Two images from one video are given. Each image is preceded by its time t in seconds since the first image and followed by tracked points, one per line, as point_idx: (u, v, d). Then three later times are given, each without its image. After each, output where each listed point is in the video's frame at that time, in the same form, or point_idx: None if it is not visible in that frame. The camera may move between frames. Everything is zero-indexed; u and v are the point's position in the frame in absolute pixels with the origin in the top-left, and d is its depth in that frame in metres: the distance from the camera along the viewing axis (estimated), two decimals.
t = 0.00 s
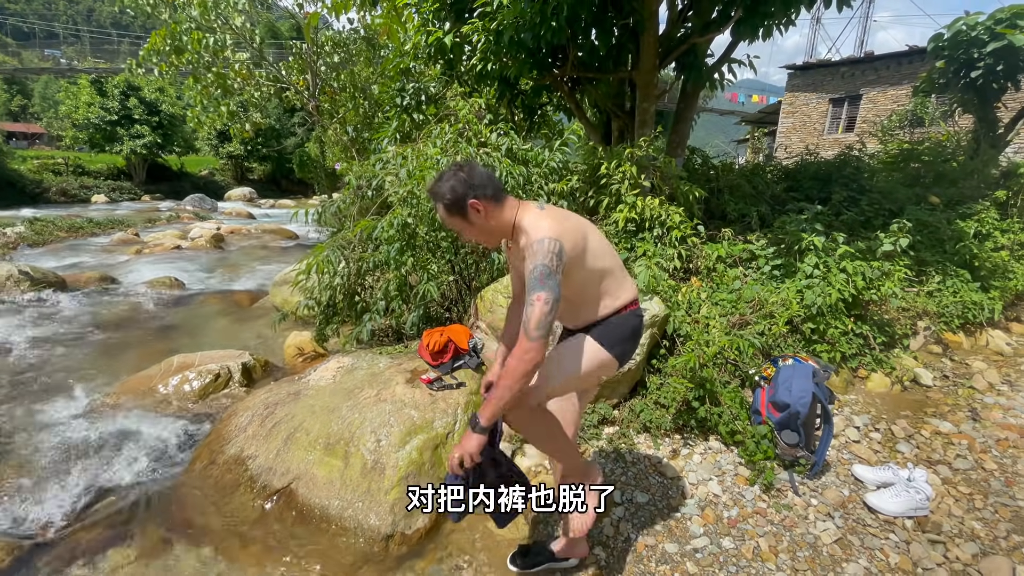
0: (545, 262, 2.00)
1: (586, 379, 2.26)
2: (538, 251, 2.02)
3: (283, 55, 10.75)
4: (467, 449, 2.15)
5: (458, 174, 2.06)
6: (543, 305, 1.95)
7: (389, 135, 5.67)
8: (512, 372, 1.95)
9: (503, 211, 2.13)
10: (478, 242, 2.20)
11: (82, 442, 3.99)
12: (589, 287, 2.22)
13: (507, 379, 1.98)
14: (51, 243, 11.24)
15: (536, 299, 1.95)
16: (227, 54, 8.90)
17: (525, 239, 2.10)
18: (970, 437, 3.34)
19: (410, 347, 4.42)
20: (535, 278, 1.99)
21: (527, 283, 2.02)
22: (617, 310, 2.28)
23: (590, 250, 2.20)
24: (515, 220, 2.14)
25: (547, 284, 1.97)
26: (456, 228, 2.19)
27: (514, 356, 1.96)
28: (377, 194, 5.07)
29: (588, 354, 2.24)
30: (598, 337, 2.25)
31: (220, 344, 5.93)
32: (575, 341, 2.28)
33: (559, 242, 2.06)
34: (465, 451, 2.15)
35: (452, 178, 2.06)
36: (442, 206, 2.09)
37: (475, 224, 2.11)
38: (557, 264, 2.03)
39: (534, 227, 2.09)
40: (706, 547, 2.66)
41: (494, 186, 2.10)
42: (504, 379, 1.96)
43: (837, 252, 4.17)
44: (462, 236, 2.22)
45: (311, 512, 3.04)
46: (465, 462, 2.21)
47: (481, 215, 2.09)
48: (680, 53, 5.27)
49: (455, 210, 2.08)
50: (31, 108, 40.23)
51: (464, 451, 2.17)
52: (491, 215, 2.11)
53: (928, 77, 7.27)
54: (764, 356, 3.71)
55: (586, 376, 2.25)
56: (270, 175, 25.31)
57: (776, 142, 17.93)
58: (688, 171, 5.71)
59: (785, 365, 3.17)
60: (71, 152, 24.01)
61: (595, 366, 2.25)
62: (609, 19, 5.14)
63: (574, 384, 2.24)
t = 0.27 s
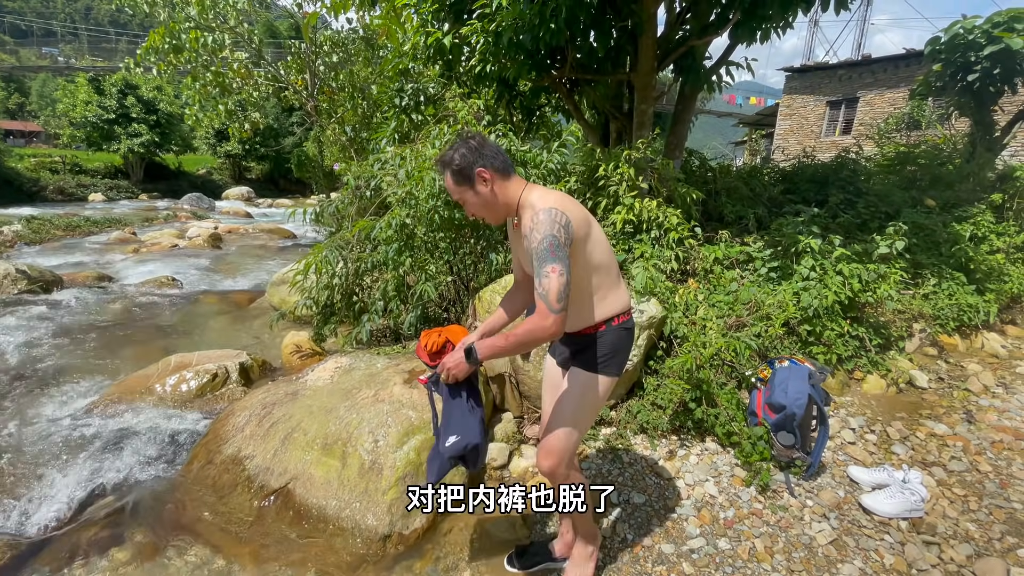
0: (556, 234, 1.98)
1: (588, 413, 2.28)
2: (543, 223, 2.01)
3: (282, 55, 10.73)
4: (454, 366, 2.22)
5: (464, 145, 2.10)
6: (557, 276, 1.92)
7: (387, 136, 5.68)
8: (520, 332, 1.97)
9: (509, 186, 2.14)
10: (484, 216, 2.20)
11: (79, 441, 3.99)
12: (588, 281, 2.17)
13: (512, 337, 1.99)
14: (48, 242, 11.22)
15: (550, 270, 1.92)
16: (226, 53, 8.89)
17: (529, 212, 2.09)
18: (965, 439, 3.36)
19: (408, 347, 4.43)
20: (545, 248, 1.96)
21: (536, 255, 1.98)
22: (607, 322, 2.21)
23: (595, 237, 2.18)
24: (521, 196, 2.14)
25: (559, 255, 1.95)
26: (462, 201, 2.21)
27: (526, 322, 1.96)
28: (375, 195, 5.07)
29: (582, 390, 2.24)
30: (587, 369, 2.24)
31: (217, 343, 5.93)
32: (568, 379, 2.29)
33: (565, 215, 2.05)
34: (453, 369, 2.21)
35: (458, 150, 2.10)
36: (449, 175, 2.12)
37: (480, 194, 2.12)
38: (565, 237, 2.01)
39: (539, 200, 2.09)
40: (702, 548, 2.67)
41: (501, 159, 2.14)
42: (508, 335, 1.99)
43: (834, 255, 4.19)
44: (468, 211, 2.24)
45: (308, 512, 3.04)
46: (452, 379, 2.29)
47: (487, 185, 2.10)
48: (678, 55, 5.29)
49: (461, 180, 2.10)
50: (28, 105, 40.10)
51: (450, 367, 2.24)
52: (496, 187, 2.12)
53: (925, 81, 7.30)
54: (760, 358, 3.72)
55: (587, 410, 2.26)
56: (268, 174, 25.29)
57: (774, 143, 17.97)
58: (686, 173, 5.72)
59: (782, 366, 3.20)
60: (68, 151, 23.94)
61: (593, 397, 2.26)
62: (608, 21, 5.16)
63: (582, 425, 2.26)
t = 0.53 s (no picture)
0: (561, 225, 1.98)
1: (588, 416, 2.27)
2: (547, 211, 2.02)
3: (281, 54, 10.72)
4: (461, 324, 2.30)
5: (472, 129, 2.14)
6: (560, 266, 1.94)
7: (387, 136, 5.70)
8: (525, 314, 2.01)
9: (517, 171, 2.14)
10: (491, 199, 2.24)
11: (77, 439, 3.98)
12: (589, 275, 2.15)
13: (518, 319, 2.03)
14: (46, 241, 11.20)
15: (554, 261, 1.95)
16: (225, 52, 8.89)
17: (534, 200, 2.10)
18: (961, 440, 3.38)
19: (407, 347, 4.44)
20: (549, 237, 1.98)
21: (541, 243, 2.01)
22: (601, 322, 2.18)
23: (601, 231, 2.16)
24: (528, 183, 2.15)
25: (564, 245, 1.96)
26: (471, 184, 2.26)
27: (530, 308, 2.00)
28: (375, 194, 5.08)
29: (579, 394, 2.22)
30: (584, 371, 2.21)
31: (216, 342, 5.93)
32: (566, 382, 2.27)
33: (572, 206, 2.04)
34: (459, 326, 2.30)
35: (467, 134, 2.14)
36: (458, 157, 2.18)
37: (486, 178, 2.14)
38: (571, 228, 2.00)
39: (545, 189, 2.09)
40: (700, 547, 2.68)
41: (508, 144, 2.09)
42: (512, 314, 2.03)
43: (832, 256, 4.20)
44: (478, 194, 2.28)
45: (306, 511, 3.04)
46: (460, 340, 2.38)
47: (493, 170, 2.12)
48: (677, 57, 5.30)
49: (469, 163, 2.16)
50: (26, 104, 40.04)
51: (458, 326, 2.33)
52: (503, 173, 2.14)
53: (923, 83, 7.32)
54: (758, 358, 3.74)
55: (586, 413, 2.25)
56: (267, 173, 25.29)
57: (772, 145, 18.02)
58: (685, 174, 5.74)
59: (780, 367, 3.23)
60: (66, 149, 23.89)
61: (592, 400, 2.24)
62: (607, 22, 5.16)
63: (582, 428, 2.25)
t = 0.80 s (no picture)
0: (575, 210, 1.94)
1: (594, 416, 2.20)
2: (557, 197, 1.97)
3: (281, 54, 10.72)
4: (499, 364, 2.14)
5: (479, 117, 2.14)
6: (583, 250, 1.87)
7: (386, 136, 5.71)
8: (559, 314, 1.87)
9: (525, 159, 2.13)
10: (498, 187, 2.21)
11: (74, 439, 3.97)
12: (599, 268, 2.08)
13: (553, 322, 1.88)
14: (45, 240, 11.19)
15: (575, 245, 1.88)
16: (225, 52, 8.89)
17: (543, 187, 2.06)
18: (961, 441, 3.37)
19: (405, 347, 4.42)
20: (566, 222, 1.92)
21: (557, 230, 1.94)
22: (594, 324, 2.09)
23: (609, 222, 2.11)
24: (536, 172, 2.12)
25: (581, 230, 1.91)
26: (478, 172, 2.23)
27: (562, 303, 1.88)
28: (374, 194, 5.07)
29: (583, 396, 2.15)
30: (584, 374, 2.13)
31: (214, 342, 5.91)
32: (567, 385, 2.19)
33: (583, 193, 2.00)
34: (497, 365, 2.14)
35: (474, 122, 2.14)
36: (465, 144, 2.17)
37: (494, 165, 2.13)
38: (585, 213, 1.96)
39: (553, 176, 2.06)
40: (699, 548, 2.67)
41: (517, 132, 2.08)
42: (545, 320, 1.88)
43: (831, 256, 4.20)
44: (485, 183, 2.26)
45: (304, 510, 3.03)
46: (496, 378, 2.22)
47: (500, 156, 2.10)
48: (677, 57, 5.30)
49: (475, 150, 2.15)
50: (26, 103, 40.04)
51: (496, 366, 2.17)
52: (512, 161, 2.12)
53: (922, 85, 7.33)
54: (757, 359, 3.73)
55: (593, 414, 2.19)
56: (267, 173, 25.29)
57: (772, 146, 18.03)
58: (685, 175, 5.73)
59: (779, 367, 3.23)
60: (65, 148, 23.87)
61: (596, 401, 2.18)
62: (607, 22, 5.16)
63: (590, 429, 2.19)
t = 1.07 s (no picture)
0: (586, 194, 1.91)
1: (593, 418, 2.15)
2: (564, 187, 1.94)
3: (281, 56, 10.73)
4: (601, 394, 1.89)
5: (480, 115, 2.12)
6: (604, 229, 1.84)
7: (387, 137, 5.74)
8: (611, 305, 1.80)
9: (527, 155, 2.12)
10: (498, 186, 2.21)
11: (73, 439, 3.97)
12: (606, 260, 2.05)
13: (609, 314, 1.81)
14: (45, 240, 11.19)
15: (595, 225, 1.85)
16: (226, 53, 8.90)
17: (548, 180, 2.04)
18: (961, 442, 3.37)
19: (405, 347, 4.42)
20: (579, 208, 1.89)
21: (571, 218, 1.90)
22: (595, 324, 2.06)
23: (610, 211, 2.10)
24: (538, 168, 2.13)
25: (596, 212, 1.88)
26: (479, 170, 2.22)
27: (605, 292, 1.82)
28: (374, 195, 5.08)
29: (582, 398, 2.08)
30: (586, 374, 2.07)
31: (214, 342, 5.91)
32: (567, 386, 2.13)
33: (588, 179, 1.99)
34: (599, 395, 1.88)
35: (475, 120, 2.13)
36: (466, 143, 2.16)
37: (498, 164, 2.12)
38: (596, 197, 1.94)
39: (556, 170, 2.05)
40: (699, 549, 2.67)
41: (519, 129, 2.08)
42: (604, 317, 1.80)
43: (831, 258, 4.20)
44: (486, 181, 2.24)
45: (303, 511, 3.02)
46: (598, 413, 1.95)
47: (505, 153, 2.10)
48: (677, 59, 5.31)
49: (478, 147, 2.13)
50: (27, 104, 40.07)
51: (596, 400, 1.91)
52: (514, 159, 2.11)
53: (921, 87, 7.34)
54: (757, 360, 3.73)
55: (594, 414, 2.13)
56: (267, 174, 25.30)
57: (772, 148, 18.05)
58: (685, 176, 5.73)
59: (779, 368, 3.22)
60: (65, 149, 23.88)
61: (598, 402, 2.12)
62: (608, 24, 5.16)
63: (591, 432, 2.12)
